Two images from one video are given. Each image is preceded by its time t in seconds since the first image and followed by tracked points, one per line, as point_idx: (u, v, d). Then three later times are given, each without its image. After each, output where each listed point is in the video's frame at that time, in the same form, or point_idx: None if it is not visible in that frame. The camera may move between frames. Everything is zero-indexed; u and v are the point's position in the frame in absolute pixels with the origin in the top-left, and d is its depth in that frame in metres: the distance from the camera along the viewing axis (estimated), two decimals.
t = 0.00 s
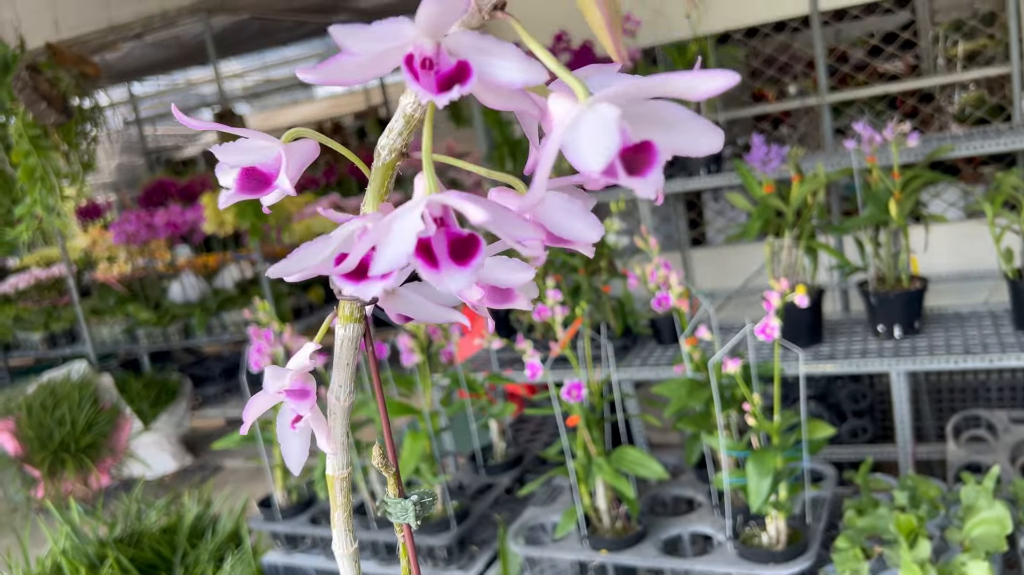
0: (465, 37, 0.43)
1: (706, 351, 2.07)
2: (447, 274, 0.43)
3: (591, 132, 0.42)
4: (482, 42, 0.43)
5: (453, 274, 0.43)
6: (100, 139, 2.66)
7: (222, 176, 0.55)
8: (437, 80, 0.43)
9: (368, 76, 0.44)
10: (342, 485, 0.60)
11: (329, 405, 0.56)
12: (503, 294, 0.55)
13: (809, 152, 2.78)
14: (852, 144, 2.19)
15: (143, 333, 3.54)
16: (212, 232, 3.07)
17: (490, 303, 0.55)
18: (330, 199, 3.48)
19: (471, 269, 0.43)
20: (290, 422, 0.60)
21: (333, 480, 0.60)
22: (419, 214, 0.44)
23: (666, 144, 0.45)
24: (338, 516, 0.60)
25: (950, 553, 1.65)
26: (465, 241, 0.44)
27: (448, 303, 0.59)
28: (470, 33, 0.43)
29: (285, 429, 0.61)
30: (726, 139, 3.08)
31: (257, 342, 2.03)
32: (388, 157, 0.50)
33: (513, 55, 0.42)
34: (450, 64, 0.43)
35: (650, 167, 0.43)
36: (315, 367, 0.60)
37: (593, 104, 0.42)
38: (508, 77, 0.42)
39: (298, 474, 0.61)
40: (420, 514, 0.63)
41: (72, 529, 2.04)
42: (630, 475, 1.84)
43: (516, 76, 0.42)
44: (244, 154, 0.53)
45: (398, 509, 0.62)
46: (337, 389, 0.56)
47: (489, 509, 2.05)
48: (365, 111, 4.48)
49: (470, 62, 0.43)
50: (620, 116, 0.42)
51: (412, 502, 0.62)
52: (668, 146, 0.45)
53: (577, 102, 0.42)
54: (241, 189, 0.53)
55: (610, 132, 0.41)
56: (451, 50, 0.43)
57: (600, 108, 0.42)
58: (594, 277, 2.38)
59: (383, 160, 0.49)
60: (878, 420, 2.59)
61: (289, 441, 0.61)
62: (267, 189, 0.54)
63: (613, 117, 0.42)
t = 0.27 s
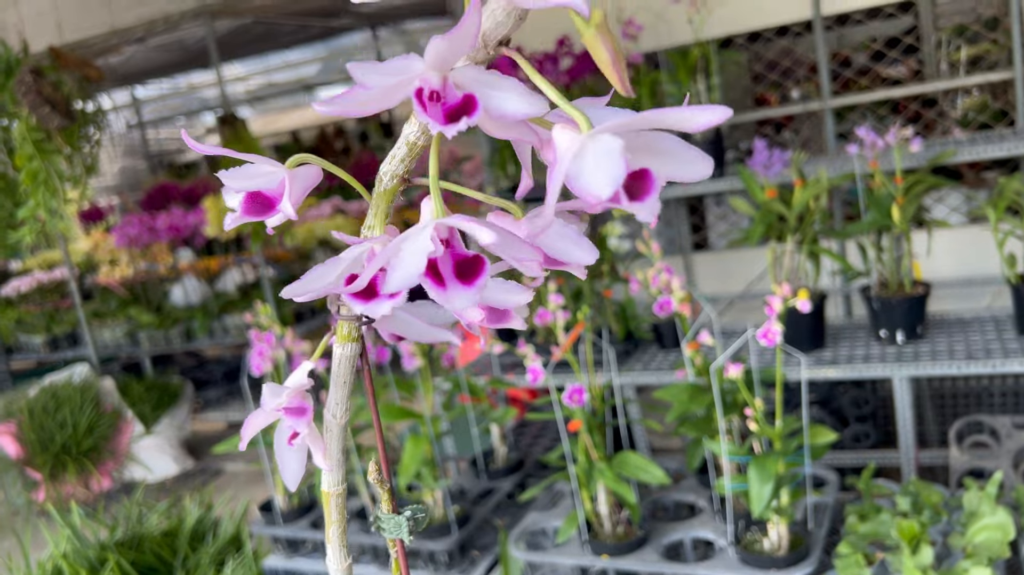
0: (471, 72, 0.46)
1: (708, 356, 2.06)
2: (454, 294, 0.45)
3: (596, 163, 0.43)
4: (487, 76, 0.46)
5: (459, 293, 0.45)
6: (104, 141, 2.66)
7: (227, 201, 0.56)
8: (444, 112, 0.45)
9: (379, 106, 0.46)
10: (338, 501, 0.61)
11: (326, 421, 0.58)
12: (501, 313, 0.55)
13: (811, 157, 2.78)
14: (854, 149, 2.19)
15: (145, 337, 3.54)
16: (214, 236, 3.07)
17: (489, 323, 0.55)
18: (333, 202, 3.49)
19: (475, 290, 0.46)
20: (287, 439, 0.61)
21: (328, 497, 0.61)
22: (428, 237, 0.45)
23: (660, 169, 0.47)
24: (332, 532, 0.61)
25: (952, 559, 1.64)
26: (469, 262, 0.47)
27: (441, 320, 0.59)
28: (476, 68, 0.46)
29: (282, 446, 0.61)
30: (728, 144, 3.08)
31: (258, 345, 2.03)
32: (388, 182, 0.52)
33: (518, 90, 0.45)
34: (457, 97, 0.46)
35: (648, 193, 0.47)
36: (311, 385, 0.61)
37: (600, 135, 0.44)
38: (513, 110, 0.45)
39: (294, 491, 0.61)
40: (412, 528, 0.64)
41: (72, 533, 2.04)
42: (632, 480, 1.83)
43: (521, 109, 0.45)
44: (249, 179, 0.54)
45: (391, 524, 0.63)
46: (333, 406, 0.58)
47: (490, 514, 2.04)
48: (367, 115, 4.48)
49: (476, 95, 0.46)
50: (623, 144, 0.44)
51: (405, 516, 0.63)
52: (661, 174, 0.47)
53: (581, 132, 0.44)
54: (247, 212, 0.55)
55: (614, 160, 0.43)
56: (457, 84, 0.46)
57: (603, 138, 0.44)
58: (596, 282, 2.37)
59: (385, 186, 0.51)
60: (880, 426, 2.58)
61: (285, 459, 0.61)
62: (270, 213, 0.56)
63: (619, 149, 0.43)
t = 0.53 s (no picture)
0: (461, 129, 0.49)
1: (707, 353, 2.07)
2: (441, 332, 0.48)
3: (563, 222, 0.47)
4: (475, 133, 0.48)
5: (446, 334, 0.48)
6: (105, 139, 2.67)
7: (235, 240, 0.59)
8: (437, 165, 0.48)
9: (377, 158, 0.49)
10: (334, 523, 0.62)
11: (323, 446, 0.59)
12: (488, 345, 0.58)
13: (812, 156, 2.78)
14: (854, 148, 2.19)
15: (146, 333, 3.64)
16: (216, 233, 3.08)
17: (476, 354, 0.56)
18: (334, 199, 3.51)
19: (462, 329, 0.48)
20: (286, 463, 0.63)
21: (325, 518, 0.62)
22: (419, 281, 0.48)
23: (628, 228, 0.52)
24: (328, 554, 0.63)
25: (949, 556, 1.65)
26: (457, 304, 0.49)
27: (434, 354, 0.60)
28: (465, 126, 0.49)
29: (282, 469, 0.63)
30: (729, 143, 3.09)
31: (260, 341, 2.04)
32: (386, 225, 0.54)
33: (502, 146, 0.48)
34: (448, 152, 0.49)
35: (613, 249, 0.51)
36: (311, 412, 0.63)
37: (568, 195, 0.47)
38: (496, 164, 0.48)
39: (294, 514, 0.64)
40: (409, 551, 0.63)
41: (74, 527, 2.05)
42: (631, 476, 1.84)
43: (505, 164, 0.48)
44: (255, 221, 0.57)
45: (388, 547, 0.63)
46: (330, 432, 0.59)
47: (490, 510, 2.05)
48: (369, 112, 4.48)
49: (466, 151, 0.49)
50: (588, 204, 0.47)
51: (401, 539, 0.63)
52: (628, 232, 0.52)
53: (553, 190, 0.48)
54: (253, 252, 0.58)
55: (579, 218, 0.47)
56: (450, 139, 0.49)
57: (574, 199, 0.47)
58: (597, 279, 2.38)
59: (383, 227, 0.53)
60: (880, 424, 2.58)
61: (285, 483, 0.64)
62: (275, 251, 0.58)
63: (584, 209, 0.47)
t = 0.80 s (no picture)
0: (471, 207, 0.54)
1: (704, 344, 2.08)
2: (449, 394, 0.57)
3: (586, 296, 0.54)
4: (486, 212, 0.54)
5: (455, 395, 0.57)
6: (105, 129, 2.67)
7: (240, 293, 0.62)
8: (446, 240, 0.54)
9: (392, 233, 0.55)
10: (324, 557, 0.68)
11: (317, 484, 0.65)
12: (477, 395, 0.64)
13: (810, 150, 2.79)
14: (852, 141, 2.20)
15: (145, 324, 3.59)
16: (215, 224, 3.09)
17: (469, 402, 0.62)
18: (333, 192, 3.54)
19: (468, 390, 0.57)
20: (280, 502, 0.68)
21: (315, 552, 0.68)
22: (431, 348, 0.56)
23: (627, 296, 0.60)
24: None
25: (941, 545, 1.67)
26: (463, 366, 0.58)
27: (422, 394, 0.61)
28: (475, 204, 0.54)
29: (275, 508, 0.68)
30: (728, 136, 3.10)
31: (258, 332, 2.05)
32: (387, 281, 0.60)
33: (511, 225, 0.54)
34: (459, 228, 0.55)
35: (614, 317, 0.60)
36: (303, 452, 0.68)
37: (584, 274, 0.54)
38: (506, 240, 0.54)
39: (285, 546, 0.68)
40: None
41: (74, 516, 2.06)
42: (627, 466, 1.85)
43: (512, 239, 0.54)
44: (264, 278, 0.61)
45: None
46: (322, 471, 0.65)
47: (487, 499, 2.06)
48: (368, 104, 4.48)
49: (476, 228, 0.54)
50: (606, 288, 0.54)
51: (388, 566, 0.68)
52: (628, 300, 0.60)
53: (568, 269, 0.55)
54: (260, 307, 0.61)
55: (603, 304, 0.54)
56: (459, 216, 0.55)
57: (588, 277, 0.54)
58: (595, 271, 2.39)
59: (383, 283, 0.59)
60: (876, 416, 2.60)
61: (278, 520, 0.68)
62: (282, 306, 0.62)
63: (602, 288, 0.54)
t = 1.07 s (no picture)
0: (550, 271, 0.59)
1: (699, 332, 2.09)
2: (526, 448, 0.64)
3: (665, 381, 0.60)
4: (562, 276, 0.60)
5: (530, 448, 0.64)
6: (101, 116, 2.67)
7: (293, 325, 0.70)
8: (525, 300, 0.58)
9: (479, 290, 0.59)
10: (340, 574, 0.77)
11: (338, 507, 0.73)
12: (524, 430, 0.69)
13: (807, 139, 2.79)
14: (848, 130, 2.20)
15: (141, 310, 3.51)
16: (211, 210, 3.08)
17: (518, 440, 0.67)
18: (330, 179, 3.54)
19: (541, 444, 0.64)
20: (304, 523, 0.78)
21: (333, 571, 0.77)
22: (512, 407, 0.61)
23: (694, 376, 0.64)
24: None
25: (932, 532, 1.68)
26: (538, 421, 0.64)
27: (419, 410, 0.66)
28: (555, 269, 0.60)
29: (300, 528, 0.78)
30: (725, 126, 3.10)
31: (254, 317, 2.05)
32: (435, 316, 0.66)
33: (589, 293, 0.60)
34: (538, 289, 0.59)
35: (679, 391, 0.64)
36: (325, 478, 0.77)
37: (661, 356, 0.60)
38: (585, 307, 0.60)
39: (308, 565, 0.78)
40: None
41: (71, 501, 2.07)
42: (622, 453, 1.86)
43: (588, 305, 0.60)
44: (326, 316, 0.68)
45: None
46: (346, 495, 0.74)
47: (482, 485, 2.07)
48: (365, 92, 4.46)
49: (555, 290, 0.59)
50: (684, 370, 0.60)
51: None
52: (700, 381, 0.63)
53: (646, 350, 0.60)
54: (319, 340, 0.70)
55: (684, 387, 0.60)
56: (538, 277, 0.59)
57: (667, 360, 0.60)
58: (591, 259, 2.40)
59: (433, 321, 0.66)
60: (870, 405, 2.61)
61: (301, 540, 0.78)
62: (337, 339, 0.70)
63: (681, 372, 0.60)
